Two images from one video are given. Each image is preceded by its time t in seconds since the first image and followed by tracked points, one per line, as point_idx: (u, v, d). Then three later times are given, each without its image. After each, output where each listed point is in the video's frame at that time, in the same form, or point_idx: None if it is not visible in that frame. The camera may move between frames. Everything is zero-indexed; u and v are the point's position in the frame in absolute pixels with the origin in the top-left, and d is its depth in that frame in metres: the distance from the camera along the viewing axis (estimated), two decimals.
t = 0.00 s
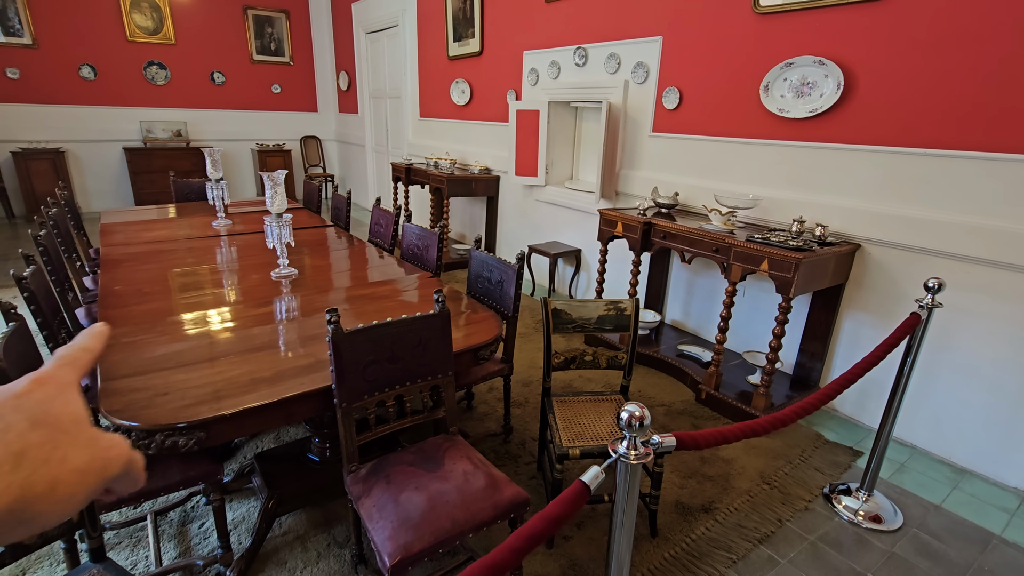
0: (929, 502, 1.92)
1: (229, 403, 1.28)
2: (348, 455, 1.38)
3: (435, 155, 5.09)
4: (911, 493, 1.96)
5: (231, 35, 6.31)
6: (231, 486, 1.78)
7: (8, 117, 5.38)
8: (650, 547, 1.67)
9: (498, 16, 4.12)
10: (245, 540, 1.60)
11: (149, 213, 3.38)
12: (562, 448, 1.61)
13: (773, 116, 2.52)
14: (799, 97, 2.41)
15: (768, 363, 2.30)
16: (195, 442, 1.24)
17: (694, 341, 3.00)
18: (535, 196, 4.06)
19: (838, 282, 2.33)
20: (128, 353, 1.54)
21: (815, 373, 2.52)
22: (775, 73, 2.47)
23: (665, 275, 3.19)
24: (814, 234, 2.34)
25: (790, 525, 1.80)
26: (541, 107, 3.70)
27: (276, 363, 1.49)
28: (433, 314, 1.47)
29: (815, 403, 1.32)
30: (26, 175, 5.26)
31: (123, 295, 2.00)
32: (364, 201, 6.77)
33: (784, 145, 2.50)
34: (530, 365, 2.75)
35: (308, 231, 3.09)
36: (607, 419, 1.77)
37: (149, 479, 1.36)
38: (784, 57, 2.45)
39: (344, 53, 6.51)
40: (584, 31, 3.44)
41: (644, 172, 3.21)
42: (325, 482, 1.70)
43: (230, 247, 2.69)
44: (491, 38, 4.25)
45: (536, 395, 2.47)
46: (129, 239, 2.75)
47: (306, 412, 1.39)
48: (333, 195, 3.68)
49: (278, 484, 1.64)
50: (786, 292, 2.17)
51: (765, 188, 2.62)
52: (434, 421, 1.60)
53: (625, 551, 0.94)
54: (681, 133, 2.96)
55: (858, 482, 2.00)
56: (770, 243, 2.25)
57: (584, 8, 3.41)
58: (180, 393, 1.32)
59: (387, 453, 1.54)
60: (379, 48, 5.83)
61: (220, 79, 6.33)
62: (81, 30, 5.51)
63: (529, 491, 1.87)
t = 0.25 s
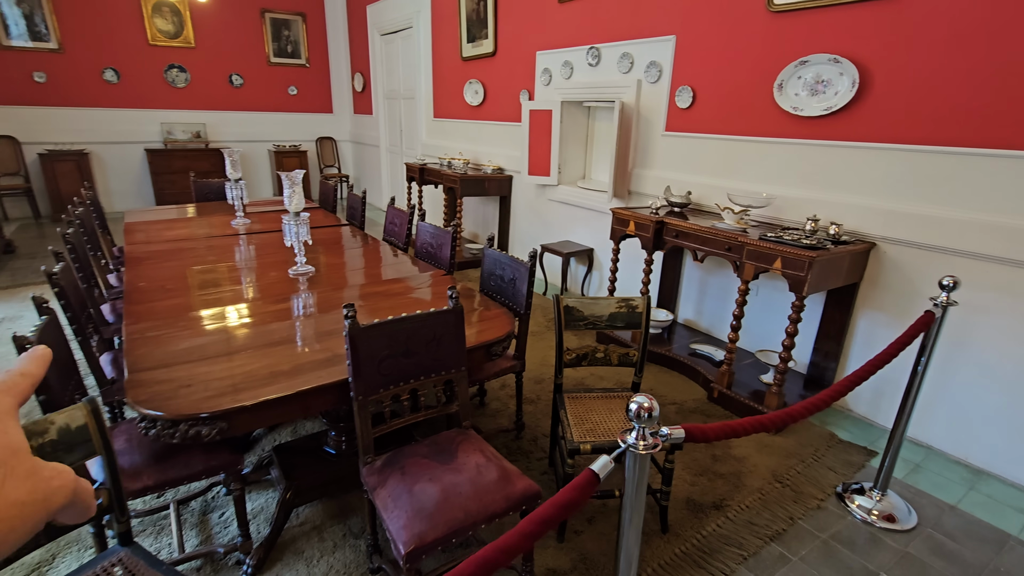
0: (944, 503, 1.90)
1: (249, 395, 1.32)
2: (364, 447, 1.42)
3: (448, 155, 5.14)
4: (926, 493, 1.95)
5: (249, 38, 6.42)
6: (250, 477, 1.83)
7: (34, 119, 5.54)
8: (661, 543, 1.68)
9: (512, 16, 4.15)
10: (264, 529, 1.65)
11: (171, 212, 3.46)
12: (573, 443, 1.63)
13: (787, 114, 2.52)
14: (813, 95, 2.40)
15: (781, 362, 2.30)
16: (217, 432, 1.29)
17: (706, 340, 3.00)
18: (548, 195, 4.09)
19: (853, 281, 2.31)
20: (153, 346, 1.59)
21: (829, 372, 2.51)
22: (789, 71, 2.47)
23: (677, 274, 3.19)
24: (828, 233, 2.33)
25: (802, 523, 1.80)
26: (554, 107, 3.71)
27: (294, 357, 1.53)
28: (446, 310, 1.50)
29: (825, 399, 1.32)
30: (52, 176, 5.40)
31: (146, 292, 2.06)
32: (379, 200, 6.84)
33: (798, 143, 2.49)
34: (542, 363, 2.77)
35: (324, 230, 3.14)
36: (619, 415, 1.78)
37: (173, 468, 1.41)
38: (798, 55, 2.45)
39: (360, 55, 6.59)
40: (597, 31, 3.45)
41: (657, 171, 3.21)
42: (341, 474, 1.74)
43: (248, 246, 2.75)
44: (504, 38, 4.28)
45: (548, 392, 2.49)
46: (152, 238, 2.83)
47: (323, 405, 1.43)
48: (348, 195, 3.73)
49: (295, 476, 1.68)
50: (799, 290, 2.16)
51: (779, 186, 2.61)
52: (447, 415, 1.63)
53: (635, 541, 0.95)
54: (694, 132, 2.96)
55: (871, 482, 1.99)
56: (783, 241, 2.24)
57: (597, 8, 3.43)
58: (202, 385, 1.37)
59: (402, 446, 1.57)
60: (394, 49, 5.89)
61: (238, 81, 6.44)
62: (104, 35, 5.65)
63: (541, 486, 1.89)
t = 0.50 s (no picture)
0: (970, 508, 1.86)
1: (271, 388, 1.36)
2: (382, 441, 1.44)
3: (466, 155, 5.17)
4: (951, 498, 1.90)
5: (273, 41, 6.55)
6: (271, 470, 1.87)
7: (68, 123, 5.73)
8: (676, 542, 1.68)
9: (530, 17, 4.16)
10: (284, 520, 1.69)
11: (196, 212, 3.56)
12: (588, 440, 1.64)
13: (808, 112, 2.48)
14: (836, 92, 2.37)
15: (801, 362, 2.27)
16: (241, 423, 1.33)
17: (724, 340, 2.97)
18: (565, 195, 4.09)
19: (875, 281, 2.27)
20: (179, 340, 1.64)
21: (851, 374, 2.47)
22: (811, 68, 2.43)
23: (696, 274, 3.16)
24: (850, 232, 2.29)
25: (820, 525, 1.78)
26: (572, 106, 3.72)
27: (315, 352, 1.57)
28: (463, 307, 1.52)
29: (844, 399, 1.31)
30: (84, 177, 5.58)
31: (173, 288, 2.13)
32: (398, 201, 6.92)
33: (820, 141, 2.46)
34: (559, 362, 2.78)
35: (344, 229, 3.19)
36: (634, 413, 1.78)
37: (198, 458, 1.46)
38: (820, 51, 2.41)
39: (380, 57, 6.67)
40: (615, 30, 3.45)
41: (675, 170, 3.19)
42: (359, 468, 1.78)
43: (271, 244, 2.81)
44: (523, 39, 4.29)
45: (564, 391, 2.50)
46: (179, 237, 2.91)
47: (342, 399, 1.46)
48: (368, 195, 3.79)
49: (315, 468, 1.72)
50: (820, 290, 2.13)
51: (800, 185, 2.58)
52: (463, 411, 1.65)
53: (647, 536, 0.95)
54: (713, 131, 2.94)
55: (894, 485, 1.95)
56: (803, 240, 2.21)
57: (615, 8, 3.42)
58: (227, 377, 1.41)
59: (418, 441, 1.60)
60: (413, 51, 5.95)
61: (261, 84, 6.57)
62: (134, 40, 5.81)
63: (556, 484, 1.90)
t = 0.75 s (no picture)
0: (997, 516, 1.81)
1: (290, 382, 1.40)
2: (397, 436, 1.47)
3: (485, 155, 5.20)
4: (978, 505, 1.85)
5: (297, 44, 6.68)
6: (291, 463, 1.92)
7: (101, 125, 5.93)
8: (690, 543, 1.67)
9: (549, 17, 4.17)
10: (303, 512, 1.73)
11: (222, 212, 3.65)
12: (602, 439, 1.64)
13: (832, 109, 2.44)
14: (860, 89, 2.32)
15: (822, 364, 2.23)
16: (262, 416, 1.36)
17: (744, 342, 2.93)
18: (584, 195, 4.08)
19: (900, 282, 2.22)
20: (204, 335, 1.69)
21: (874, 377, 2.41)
22: (834, 65, 2.39)
23: (715, 275, 3.13)
24: (874, 232, 2.24)
25: (839, 530, 1.75)
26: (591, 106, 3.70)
27: (333, 347, 1.60)
28: (478, 304, 1.53)
29: (863, 401, 1.28)
30: (116, 178, 5.77)
31: (198, 285, 2.19)
32: (418, 201, 6.98)
33: (844, 140, 2.41)
34: (575, 361, 2.78)
35: (364, 228, 3.24)
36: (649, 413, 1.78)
37: (221, 449, 1.50)
38: (844, 48, 2.37)
39: (401, 58, 6.74)
40: (635, 29, 3.43)
41: (694, 169, 3.16)
42: (376, 463, 1.81)
43: (293, 243, 2.87)
44: (542, 39, 4.30)
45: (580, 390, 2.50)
46: (205, 235, 2.99)
47: (359, 394, 1.49)
48: (387, 194, 3.83)
49: (332, 462, 1.75)
50: (842, 291, 2.09)
51: (822, 184, 2.53)
52: (478, 408, 1.67)
53: (657, 534, 0.95)
54: (733, 129, 2.90)
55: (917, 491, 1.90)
56: (825, 240, 2.18)
57: (635, 6, 3.41)
58: (248, 370, 1.46)
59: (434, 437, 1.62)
60: (434, 52, 6.00)
61: (286, 86, 6.70)
62: (164, 44, 5.99)
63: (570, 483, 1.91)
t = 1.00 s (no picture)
0: (1012, 521, 1.77)
1: (298, 376, 1.41)
2: (402, 431, 1.48)
3: (496, 155, 5.21)
4: (991, 510, 1.82)
5: (311, 45, 6.75)
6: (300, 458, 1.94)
7: (120, 126, 6.06)
8: (696, 543, 1.66)
9: (560, 16, 4.17)
10: (311, 506, 1.75)
11: (236, 210, 3.70)
12: (607, 438, 1.64)
13: (845, 107, 2.40)
14: (874, 86, 2.29)
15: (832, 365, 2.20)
16: (269, 410, 1.38)
17: (753, 342, 2.91)
18: (594, 194, 4.08)
19: (914, 282, 2.18)
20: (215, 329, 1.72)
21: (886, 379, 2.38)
22: (848, 63, 2.36)
23: (725, 275, 3.11)
24: (887, 231, 2.21)
25: (848, 532, 1.73)
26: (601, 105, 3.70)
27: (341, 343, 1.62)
28: (483, 302, 1.54)
29: (869, 401, 1.27)
30: (134, 178, 5.88)
31: (211, 282, 2.23)
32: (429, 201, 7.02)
33: (857, 138, 2.38)
34: (583, 361, 2.78)
35: (375, 227, 3.26)
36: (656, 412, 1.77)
37: (230, 443, 1.52)
38: (858, 45, 2.33)
39: (414, 59, 6.78)
40: (646, 28, 3.42)
41: (705, 168, 3.14)
42: (382, 459, 1.82)
43: (304, 241, 2.90)
44: (553, 39, 4.30)
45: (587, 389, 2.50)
46: (219, 233, 3.03)
47: (365, 389, 1.50)
48: (398, 194, 3.86)
49: (340, 457, 1.77)
50: (853, 291, 2.06)
51: (835, 183, 2.50)
52: (484, 405, 1.67)
53: (658, 531, 0.95)
54: (744, 128, 2.88)
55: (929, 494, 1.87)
56: (836, 239, 2.15)
57: (645, 5, 3.40)
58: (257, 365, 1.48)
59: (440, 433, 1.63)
60: (446, 52, 6.03)
61: (300, 87, 6.78)
62: (182, 47, 6.10)
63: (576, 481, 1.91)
